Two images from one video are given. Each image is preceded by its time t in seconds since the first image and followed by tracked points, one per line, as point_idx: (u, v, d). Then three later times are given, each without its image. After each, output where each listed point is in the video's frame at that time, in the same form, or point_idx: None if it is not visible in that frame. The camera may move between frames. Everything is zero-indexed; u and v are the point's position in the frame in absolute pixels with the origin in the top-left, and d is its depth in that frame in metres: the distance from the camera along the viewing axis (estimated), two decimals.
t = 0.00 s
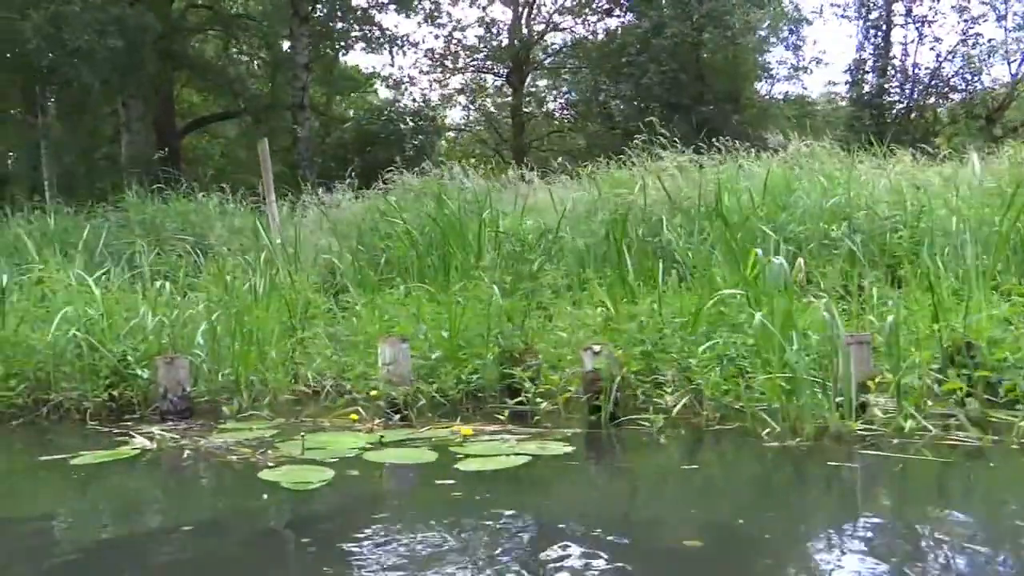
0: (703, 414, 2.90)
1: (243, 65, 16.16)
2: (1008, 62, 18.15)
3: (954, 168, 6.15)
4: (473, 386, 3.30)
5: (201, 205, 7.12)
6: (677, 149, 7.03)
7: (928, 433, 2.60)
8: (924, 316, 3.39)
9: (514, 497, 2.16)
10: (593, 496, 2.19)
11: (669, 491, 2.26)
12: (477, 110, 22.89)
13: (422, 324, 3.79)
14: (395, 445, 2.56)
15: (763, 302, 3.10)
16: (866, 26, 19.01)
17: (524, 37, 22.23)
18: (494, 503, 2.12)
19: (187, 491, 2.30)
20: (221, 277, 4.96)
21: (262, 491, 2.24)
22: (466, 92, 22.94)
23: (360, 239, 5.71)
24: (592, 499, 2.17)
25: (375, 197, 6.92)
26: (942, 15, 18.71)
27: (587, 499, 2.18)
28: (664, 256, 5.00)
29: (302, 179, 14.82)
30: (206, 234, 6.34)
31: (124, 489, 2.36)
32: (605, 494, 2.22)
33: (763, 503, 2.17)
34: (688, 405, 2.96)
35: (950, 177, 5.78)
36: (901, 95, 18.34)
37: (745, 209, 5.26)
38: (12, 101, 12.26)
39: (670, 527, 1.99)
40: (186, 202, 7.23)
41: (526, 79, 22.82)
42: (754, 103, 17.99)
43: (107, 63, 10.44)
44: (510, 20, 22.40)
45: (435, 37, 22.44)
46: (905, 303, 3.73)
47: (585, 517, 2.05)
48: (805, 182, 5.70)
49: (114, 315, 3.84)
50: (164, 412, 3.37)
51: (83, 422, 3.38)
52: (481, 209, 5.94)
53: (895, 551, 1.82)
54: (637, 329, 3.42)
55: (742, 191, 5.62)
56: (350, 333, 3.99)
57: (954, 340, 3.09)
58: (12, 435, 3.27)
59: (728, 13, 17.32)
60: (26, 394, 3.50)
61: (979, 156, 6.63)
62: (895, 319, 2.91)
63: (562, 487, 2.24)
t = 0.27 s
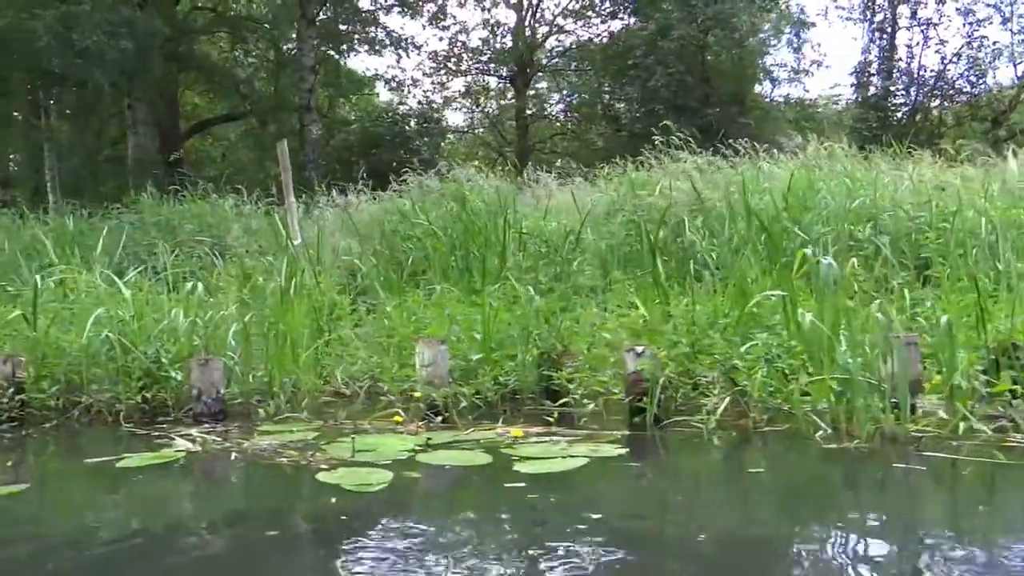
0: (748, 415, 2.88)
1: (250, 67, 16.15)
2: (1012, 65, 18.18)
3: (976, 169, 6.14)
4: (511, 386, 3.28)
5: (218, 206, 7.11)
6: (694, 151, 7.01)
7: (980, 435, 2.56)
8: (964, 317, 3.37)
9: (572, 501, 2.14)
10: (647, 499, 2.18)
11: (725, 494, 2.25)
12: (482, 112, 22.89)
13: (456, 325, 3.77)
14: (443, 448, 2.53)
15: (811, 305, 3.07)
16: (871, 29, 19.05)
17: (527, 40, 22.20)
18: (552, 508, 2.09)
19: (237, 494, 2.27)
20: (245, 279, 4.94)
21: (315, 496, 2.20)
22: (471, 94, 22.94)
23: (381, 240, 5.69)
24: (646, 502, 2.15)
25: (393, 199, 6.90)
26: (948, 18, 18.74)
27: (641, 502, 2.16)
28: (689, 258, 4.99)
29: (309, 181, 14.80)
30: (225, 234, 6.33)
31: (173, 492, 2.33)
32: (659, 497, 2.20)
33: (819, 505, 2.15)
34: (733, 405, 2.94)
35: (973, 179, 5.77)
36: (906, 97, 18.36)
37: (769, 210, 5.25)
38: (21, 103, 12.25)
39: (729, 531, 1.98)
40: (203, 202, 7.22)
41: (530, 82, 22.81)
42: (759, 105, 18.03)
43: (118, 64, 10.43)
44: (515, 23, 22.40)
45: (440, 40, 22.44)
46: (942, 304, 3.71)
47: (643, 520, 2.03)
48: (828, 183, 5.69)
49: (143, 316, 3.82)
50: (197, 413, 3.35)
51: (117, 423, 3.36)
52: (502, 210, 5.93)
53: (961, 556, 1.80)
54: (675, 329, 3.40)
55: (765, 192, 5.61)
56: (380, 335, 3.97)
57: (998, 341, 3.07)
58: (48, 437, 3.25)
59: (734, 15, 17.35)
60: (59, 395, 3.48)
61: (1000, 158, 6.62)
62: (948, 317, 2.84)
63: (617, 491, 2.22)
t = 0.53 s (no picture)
0: (787, 416, 2.86)
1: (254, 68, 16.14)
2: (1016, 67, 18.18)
3: (994, 171, 6.12)
4: (543, 387, 3.27)
5: (231, 207, 7.09)
6: (709, 152, 6.98)
7: None
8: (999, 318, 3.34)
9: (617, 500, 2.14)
10: (691, 498, 2.18)
11: (773, 495, 2.23)
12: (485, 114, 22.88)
13: (484, 326, 3.76)
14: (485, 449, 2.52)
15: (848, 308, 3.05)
16: (874, 31, 19.07)
17: (530, 42, 22.17)
18: (602, 509, 2.07)
19: (281, 494, 2.25)
20: (265, 280, 4.92)
21: (360, 497, 2.18)
22: (473, 97, 22.93)
23: (399, 241, 5.68)
24: (691, 502, 2.15)
25: (407, 200, 6.88)
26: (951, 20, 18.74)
27: (687, 502, 2.15)
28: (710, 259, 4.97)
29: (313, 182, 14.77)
30: (239, 235, 6.31)
31: (215, 492, 2.31)
32: (706, 497, 2.19)
33: (866, 505, 2.14)
34: (770, 405, 2.93)
35: (992, 180, 5.75)
36: (910, 99, 18.35)
37: (789, 211, 5.24)
38: (28, 103, 12.24)
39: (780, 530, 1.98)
40: (216, 204, 7.21)
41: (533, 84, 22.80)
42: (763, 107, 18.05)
43: (127, 65, 10.42)
44: (518, 25, 22.39)
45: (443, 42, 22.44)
46: (973, 305, 3.69)
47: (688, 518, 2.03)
48: (847, 184, 5.68)
49: (168, 317, 3.81)
50: (225, 414, 3.33)
51: (144, 425, 3.34)
52: (519, 211, 5.91)
53: (1023, 558, 1.78)
54: (705, 330, 3.39)
55: (784, 193, 5.59)
56: (405, 336, 3.96)
57: None
58: (77, 439, 3.24)
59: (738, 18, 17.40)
60: (86, 397, 3.47)
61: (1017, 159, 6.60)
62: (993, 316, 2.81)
63: (664, 492, 2.21)
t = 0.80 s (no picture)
0: (831, 416, 2.85)
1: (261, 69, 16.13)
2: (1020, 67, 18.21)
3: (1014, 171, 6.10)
4: (579, 387, 3.25)
5: (247, 208, 7.08)
6: (725, 152, 6.97)
7: None
8: None
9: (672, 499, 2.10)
10: (749, 498, 2.13)
11: (826, 494, 2.21)
12: (488, 115, 22.87)
13: (517, 326, 3.75)
14: (534, 449, 2.50)
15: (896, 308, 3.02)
16: (879, 32, 19.11)
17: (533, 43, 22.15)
18: (659, 506, 2.06)
19: (335, 494, 2.23)
20: (289, 280, 4.90)
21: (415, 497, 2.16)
22: (477, 97, 22.94)
23: (418, 240, 5.66)
24: (748, 502, 2.10)
25: (423, 201, 6.86)
26: (955, 21, 18.78)
27: (746, 502, 2.11)
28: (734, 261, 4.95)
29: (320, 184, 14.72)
30: (256, 236, 6.29)
31: (267, 493, 2.29)
32: (759, 497, 2.16)
33: (922, 504, 2.12)
34: (814, 405, 2.91)
35: (1012, 180, 5.74)
36: (915, 100, 18.37)
37: (814, 209, 5.20)
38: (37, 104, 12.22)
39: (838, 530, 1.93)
40: (232, 205, 7.19)
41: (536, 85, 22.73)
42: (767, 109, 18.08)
43: (138, 66, 10.42)
44: (521, 26, 22.40)
45: (446, 42, 22.43)
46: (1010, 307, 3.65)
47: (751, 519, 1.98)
48: (869, 185, 5.66)
49: (199, 317, 3.78)
50: (260, 415, 3.31)
51: (180, 426, 3.32)
52: (537, 211, 5.89)
53: None
54: (744, 330, 3.36)
55: (807, 194, 5.57)
56: (436, 338, 3.94)
57: None
58: (114, 440, 3.21)
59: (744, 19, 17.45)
60: (119, 397, 3.44)
61: None
62: None
63: (718, 489, 2.19)
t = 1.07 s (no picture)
0: (877, 415, 2.83)
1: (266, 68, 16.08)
2: None
3: None
4: (617, 386, 3.23)
5: (262, 206, 7.05)
6: (742, 151, 6.94)
7: None
8: None
9: (713, 502, 2.07)
10: (788, 499, 2.10)
11: (882, 494, 2.18)
12: (491, 114, 22.84)
13: (551, 325, 3.73)
14: (584, 447, 2.48)
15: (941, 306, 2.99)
16: (883, 30, 19.09)
17: (536, 42, 22.09)
18: (716, 507, 2.03)
19: (390, 494, 2.21)
20: (311, 279, 4.87)
21: (468, 496, 2.15)
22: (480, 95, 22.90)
23: (438, 237, 5.63)
24: (789, 502, 2.08)
25: (439, 199, 6.83)
26: (959, 19, 18.77)
27: (785, 503, 2.07)
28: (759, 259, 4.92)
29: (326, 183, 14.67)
30: (273, 234, 6.26)
31: (321, 492, 2.27)
32: (797, 497, 2.12)
33: (981, 505, 2.09)
34: (858, 404, 2.90)
35: None
36: (919, 99, 18.36)
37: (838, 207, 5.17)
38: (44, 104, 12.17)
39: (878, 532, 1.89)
40: (246, 203, 7.16)
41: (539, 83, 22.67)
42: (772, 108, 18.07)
43: (147, 64, 10.37)
44: (524, 24, 22.35)
45: (450, 41, 22.38)
46: None
47: (792, 521, 1.95)
48: (891, 182, 5.63)
49: (229, 315, 3.76)
50: (295, 413, 3.30)
51: (214, 424, 3.30)
52: (556, 208, 5.85)
53: None
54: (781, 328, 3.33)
55: (829, 191, 5.55)
56: (467, 338, 3.92)
57: None
58: (149, 440, 3.19)
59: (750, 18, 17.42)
60: (152, 396, 3.42)
61: None
62: None
63: (774, 489, 2.16)
